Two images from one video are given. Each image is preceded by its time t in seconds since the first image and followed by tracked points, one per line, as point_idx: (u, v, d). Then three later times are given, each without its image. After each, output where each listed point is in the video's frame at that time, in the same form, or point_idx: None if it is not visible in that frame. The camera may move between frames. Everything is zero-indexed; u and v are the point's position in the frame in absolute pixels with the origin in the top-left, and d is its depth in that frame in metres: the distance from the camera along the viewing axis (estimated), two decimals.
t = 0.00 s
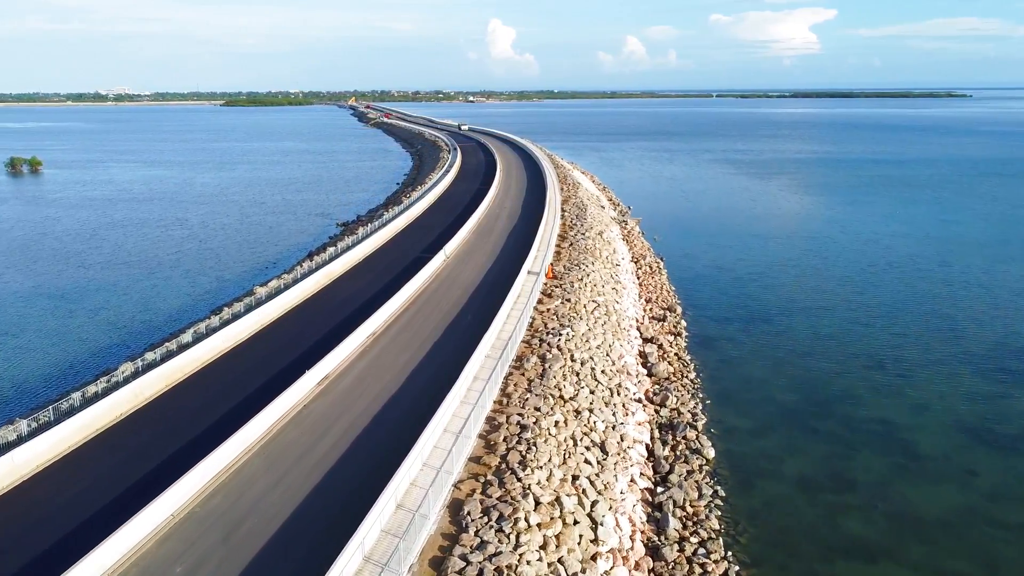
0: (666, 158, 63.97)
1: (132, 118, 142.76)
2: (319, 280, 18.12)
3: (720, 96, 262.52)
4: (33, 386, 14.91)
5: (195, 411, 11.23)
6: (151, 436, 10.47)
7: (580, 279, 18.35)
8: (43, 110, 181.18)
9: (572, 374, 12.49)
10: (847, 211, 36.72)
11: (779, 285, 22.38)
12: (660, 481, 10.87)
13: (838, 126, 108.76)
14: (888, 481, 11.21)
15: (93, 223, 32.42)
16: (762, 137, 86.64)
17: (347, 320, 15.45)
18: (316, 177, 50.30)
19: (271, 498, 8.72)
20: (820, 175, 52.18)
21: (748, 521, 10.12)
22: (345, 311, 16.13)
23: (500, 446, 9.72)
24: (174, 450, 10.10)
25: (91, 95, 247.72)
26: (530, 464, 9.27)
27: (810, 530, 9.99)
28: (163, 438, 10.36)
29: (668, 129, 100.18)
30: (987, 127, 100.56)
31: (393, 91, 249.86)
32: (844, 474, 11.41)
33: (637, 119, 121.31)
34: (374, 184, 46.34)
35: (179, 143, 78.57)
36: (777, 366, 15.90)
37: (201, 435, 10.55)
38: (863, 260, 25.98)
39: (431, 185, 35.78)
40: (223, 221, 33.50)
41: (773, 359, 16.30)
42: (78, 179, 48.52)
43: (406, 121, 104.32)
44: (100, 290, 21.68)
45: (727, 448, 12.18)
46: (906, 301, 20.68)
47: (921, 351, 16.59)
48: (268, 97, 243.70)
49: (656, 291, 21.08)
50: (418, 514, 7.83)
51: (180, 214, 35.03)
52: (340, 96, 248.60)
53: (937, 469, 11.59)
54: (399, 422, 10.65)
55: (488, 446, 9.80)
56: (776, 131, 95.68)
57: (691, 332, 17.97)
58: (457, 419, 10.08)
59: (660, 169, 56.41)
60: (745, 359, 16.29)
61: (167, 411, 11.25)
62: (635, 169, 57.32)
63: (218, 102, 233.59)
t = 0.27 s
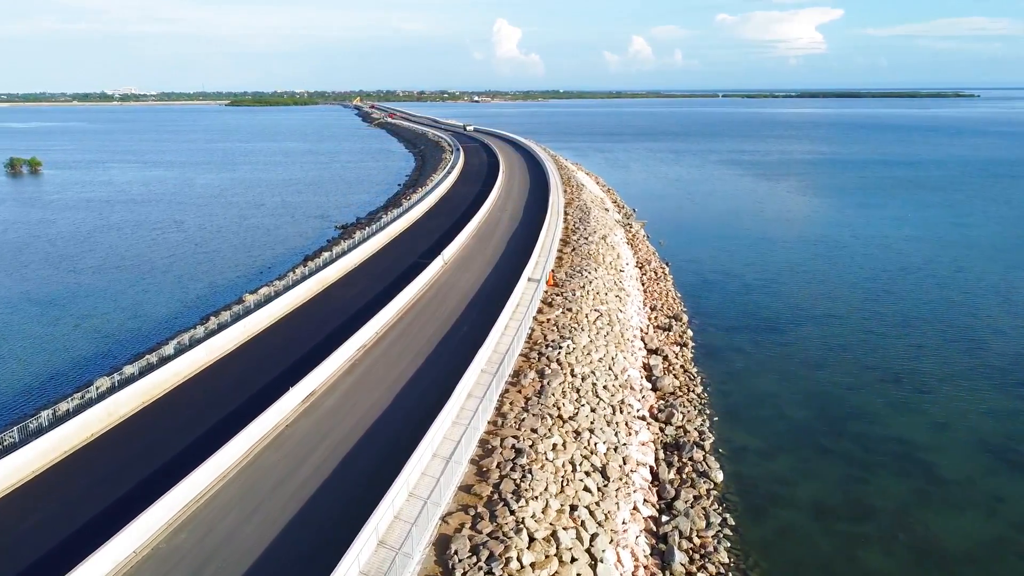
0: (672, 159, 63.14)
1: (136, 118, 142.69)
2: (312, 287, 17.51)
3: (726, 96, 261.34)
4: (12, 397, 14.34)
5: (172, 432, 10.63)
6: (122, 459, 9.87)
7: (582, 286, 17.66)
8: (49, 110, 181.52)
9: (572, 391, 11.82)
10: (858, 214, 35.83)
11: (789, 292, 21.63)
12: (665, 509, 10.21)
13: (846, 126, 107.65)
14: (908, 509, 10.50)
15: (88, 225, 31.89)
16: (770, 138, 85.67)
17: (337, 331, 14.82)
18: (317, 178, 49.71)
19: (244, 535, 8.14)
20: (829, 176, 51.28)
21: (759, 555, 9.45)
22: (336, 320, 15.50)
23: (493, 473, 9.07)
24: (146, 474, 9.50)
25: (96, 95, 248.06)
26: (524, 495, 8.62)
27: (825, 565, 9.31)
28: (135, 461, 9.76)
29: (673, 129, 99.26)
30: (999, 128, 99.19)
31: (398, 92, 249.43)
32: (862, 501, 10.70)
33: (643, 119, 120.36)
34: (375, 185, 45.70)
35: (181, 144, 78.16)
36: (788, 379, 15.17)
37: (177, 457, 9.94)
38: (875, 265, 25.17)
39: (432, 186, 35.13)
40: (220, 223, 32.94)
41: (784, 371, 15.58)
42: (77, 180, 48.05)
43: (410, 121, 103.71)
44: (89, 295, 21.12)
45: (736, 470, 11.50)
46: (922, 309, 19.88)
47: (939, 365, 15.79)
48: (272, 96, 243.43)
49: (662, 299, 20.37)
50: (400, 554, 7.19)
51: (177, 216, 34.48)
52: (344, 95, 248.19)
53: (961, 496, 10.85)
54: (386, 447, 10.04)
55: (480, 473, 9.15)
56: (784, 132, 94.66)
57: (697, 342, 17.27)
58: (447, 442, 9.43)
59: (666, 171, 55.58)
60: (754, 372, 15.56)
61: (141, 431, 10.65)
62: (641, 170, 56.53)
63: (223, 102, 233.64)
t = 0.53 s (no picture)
0: (675, 160, 62.36)
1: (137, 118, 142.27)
2: (301, 294, 16.89)
3: (729, 96, 260.59)
4: None
5: (141, 457, 10.10)
6: (84, 487, 9.36)
7: (582, 294, 16.96)
8: (54, 110, 182.35)
9: (570, 410, 11.14)
10: (865, 217, 35.05)
11: (796, 300, 20.90)
12: (666, 541, 9.55)
13: (850, 127, 106.79)
14: (926, 541, 9.81)
15: (79, 228, 31.30)
16: (774, 138, 84.74)
17: (324, 343, 14.19)
18: (315, 179, 49.08)
19: None
20: (835, 178, 50.49)
21: None
22: (325, 331, 14.87)
23: (482, 505, 8.39)
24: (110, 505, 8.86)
25: (98, 94, 247.91)
26: (514, 532, 7.96)
27: None
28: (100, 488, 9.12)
29: (676, 129, 98.44)
30: (1006, 128, 98.03)
31: (400, 92, 248.92)
32: (878, 532, 10.02)
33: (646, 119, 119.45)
34: (374, 187, 45.04)
35: (180, 144, 77.59)
36: (797, 393, 14.49)
37: (141, 486, 9.42)
38: (885, 271, 24.41)
39: (430, 188, 34.49)
40: (214, 225, 32.31)
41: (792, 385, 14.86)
42: (72, 181, 47.47)
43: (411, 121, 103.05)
44: (74, 301, 20.51)
45: (743, 496, 10.82)
46: (935, 319, 19.12)
47: (955, 379, 15.07)
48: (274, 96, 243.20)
49: (665, 307, 19.66)
50: None
51: (170, 218, 33.86)
52: (346, 95, 247.80)
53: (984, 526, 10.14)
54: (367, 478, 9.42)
55: (468, 503, 8.47)
56: (788, 132, 93.72)
57: (701, 353, 16.57)
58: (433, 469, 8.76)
59: (669, 172, 54.79)
60: (761, 385, 14.85)
61: (109, 455, 10.00)
62: (643, 171, 55.78)
63: (225, 102, 233.37)
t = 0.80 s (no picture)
0: (680, 160, 61.59)
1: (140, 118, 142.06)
2: (291, 302, 16.19)
3: (734, 96, 259.61)
4: None
5: (111, 480, 9.45)
6: (45, 517, 8.60)
7: (584, 303, 16.27)
8: (58, 110, 182.63)
9: (569, 431, 10.47)
10: (874, 220, 34.30)
11: (806, 307, 20.17)
12: None
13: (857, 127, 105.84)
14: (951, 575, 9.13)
15: (73, 230, 30.76)
16: (780, 139, 83.88)
17: (312, 356, 13.50)
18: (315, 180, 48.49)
19: None
20: (842, 179, 49.69)
21: None
22: (314, 343, 14.17)
23: (471, 542, 7.75)
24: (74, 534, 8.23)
25: (102, 95, 248.36)
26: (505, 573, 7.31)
27: None
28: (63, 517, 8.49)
29: (681, 130, 97.60)
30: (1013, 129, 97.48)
31: (404, 92, 248.59)
32: (899, 566, 9.35)
33: (650, 119, 118.62)
34: (374, 188, 44.43)
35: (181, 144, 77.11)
36: (808, 408, 13.80)
37: (107, 516, 8.68)
38: (897, 276, 23.65)
39: (430, 190, 33.84)
40: (210, 227, 31.74)
41: (804, 400, 14.16)
42: (70, 182, 46.97)
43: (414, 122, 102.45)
44: (61, 307, 19.93)
45: (753, 523, 10.15)
46: (951, 328, 18.38)
47: (976, 394, 14.34)
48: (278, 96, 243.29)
49: (670, 315, 18.95)
50: None
51: (166, 220, 33.29)
52: (350, 95, 247.70)
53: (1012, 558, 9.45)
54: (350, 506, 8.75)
55: (456, 539, 7.83)
56: (794, 133, 92.82)
57: (708, 365, 15.87)
58: (419, 501, 8.11)
59: (674, 173, 54.05)
60: (771, 400, 14.15)
61: (77, 478, 9.38)
62: (647, 172, 55.06)
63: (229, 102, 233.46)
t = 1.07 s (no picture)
0: (687, 162, 60.82)
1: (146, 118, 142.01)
2: (282, 311, 15.55)
3: (741, 96, 259.04)
4: None
5: (76, 508, 8.81)
6: None
7: (587, 312, 15.58)
8: (65, 111, 183.13)
9: (568, 455, 9.81)
10: (885, 223, 33.49)
11: (818, 316, 19.45)
12: None
13: (866, 128, 104.72)
14: None
15: (69, 233, 30.26)
16: (788, 140, 82.94)
17: (300, 369, 12.83)
18: (317, 181, 47.93)
19: None
20: (853, 181, 48.84)
21: None
22: (302, 355, 13.49)
23: None
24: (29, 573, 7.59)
25: (110, 95, 249.24)
26: None
27: None
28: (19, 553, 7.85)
29: (688, 130, 96.68)
30: None
31: (411, 92, 248.61)
32: None
33: (657, 120, 117.76)
34: (376, 190, 43.85)
35: (184, 145, 76.79)
36: (822, 425, 13.08)
37: (64, 553, 7.98)
38: (912, 282, 22.88)
39: (432, 192, 33.22)
40: (208, 230, 31.21)
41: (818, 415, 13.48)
42: (70, 183, 46.54)
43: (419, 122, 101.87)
44: (48, 314, 19.37)
45: (766, 556, 9.47)
46: (972, 338, 17.62)
47: (1000, 410, 13.60)
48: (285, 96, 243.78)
49: (677, 324, 18.23)
50: None
51: (164, 222, 32.76)
52: (357, 95, 248.39)
53: None
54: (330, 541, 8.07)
55: None
56: (802, 133, 91.86)
57: (716, 378, 15.15)
58: (403, 538, 7.45)
59: (680, 174, 53.29)
60: (784, 416, 13.47)
61: (39, 508, 8.74)
62: (654, 173, 54.33)
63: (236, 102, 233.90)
